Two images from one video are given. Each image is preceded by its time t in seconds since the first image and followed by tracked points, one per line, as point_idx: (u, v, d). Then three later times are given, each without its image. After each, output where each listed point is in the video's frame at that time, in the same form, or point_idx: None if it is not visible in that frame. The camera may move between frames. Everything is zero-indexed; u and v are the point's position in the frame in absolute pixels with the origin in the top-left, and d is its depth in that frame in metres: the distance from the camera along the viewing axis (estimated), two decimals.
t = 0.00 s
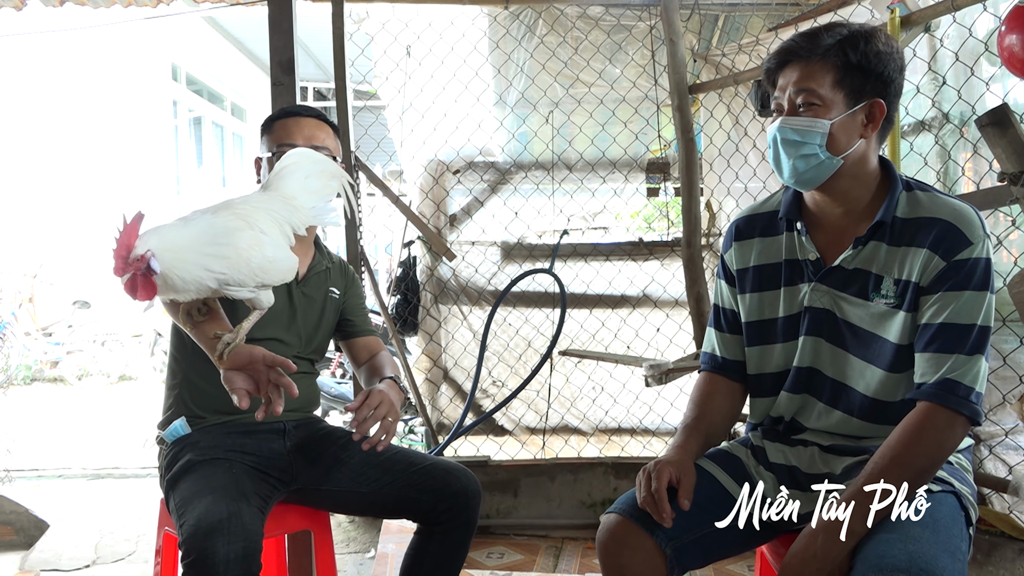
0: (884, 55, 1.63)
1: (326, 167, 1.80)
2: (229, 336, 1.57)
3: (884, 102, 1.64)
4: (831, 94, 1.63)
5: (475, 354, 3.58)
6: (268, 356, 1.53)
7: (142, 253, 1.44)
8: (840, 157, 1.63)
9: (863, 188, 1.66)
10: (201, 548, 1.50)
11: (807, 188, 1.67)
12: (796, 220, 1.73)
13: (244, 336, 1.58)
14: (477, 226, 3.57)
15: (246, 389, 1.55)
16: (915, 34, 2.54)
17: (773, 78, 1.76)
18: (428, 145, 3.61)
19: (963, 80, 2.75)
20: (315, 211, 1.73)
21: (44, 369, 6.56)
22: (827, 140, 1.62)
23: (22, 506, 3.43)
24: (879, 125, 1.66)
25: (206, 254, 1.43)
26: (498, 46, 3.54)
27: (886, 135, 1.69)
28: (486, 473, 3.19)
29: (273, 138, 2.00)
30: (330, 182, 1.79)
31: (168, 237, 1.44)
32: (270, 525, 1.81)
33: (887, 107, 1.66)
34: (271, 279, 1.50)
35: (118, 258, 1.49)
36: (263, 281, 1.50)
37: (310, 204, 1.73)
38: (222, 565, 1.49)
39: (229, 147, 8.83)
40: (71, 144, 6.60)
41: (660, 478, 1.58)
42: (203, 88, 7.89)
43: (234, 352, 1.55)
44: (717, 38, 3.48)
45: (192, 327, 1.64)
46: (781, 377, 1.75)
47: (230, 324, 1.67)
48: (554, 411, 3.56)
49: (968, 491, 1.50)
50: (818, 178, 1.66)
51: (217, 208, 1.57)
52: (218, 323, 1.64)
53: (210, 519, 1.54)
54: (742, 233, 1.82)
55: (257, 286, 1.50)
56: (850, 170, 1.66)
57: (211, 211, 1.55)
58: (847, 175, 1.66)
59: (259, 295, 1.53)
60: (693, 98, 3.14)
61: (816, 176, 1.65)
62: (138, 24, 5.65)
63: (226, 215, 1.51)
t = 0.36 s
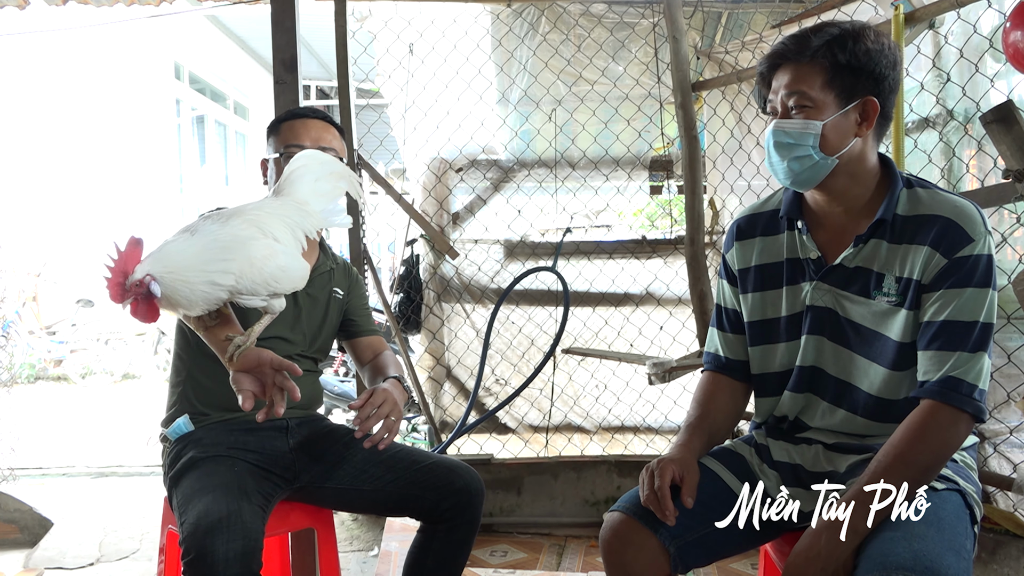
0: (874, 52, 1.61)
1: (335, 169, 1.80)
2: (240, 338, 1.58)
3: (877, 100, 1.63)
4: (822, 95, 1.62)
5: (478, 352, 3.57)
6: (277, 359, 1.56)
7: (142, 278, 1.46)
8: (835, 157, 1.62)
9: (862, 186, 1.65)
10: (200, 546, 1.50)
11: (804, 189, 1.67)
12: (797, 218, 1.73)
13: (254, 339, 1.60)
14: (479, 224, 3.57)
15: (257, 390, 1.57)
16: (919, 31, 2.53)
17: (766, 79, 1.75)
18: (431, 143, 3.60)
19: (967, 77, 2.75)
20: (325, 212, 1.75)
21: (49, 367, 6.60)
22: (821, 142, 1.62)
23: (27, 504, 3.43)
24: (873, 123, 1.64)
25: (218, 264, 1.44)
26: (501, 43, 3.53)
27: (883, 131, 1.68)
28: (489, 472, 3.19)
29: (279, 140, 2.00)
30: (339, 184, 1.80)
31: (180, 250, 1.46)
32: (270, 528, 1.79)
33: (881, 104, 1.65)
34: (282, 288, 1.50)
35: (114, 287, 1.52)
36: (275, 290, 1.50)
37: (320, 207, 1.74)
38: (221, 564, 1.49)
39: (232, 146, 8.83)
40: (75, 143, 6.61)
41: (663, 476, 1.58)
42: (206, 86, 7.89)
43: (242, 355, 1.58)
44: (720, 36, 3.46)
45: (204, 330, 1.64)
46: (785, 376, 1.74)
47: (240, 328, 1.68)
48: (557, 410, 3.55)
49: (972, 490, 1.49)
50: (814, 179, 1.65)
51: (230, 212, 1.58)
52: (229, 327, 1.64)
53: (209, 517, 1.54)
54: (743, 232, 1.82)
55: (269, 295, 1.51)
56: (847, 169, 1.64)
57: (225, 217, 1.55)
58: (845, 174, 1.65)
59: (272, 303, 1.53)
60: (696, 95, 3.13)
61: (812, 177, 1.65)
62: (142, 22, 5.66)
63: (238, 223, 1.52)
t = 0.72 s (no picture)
0: (868, 52, 1.61)
1: (336, 177, 1.80)
2: (249, 353, 1.58)
3: (875, 99, 1.63)
4: (820, 96, 1.62)
5: (478, 352, 3.57)
6: (277, 377, 1.59)
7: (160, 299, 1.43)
8: (835, 158, 1.62)
9: (861, 186, 1.65)
10: (194, 546, 1.50)
11: (804, 190, 1.67)
12: (796, 218, 1.73)
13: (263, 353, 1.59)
14: (479, 223, 3.56)
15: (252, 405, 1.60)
16: (919, 30, 2.53)
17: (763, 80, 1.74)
18: (431, 142, 3.60)
19: (967, 76, 2.75)
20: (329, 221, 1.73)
21: (49, 367, 6.61)
22: (820, 143, 1.61)
23: (28, 504, 3.43)
24: (872, 122, 1.65)
25: (232, 280, 1.42)
26: (501, 43, 3.53)
27: (880, 130, 1.68)
28: (488, 471, 3.20)
29: (281, 144, 2.00)
30: (339, 193, 1.79)
31: (194, 270, 1.43)
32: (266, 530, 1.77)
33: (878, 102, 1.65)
34: (294, 300, 1.49)
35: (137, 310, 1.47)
36: (287, 302, 1.49)
37: (324, 216, 1.73)
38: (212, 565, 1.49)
39: (232, 145, 8.83)
40: (75, 142, 6.61)
41: (662, 474, 1.58)
42: (205, 86, 7.89)
43: (248, 369, 1.59)
44: (720, 35, 3.47)
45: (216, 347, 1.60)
46: (785, 376, 1.74)
47: (250, 340, 1.65)
48: (557, 409, 3.55)
49: (972, 489, 1.49)
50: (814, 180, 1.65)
51: (237, 227, 1.54)
52: (240, 342, 1.61)
53: (204, 517, 1.54)
54: (742, 233, 1.82)
55: (282, 307, 1.49)
56: (846, 169, 1.64)
57: (232, 232, 1.52)
58: (843, 173, 1.64)
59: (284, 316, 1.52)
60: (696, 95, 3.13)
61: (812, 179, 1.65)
62: (142, 21, 5.66)
63: (248, 237, 1.49)
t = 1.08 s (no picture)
0: (865, 49, 1.60)
1: (339, 198, 1.81)
2: (253, 368, 1.60)
3: (871, 96, 1.62)
4: (816, 94, 1.61)
5: (476, 350, 3.57)
6: (275, 393, 1.59)
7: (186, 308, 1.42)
8: (831, 156, 1.62)
9: (858, 183, 1.65)
10: (189, 545, 1.50)
11: (801, 188, 1.66)
12: (793, 216, 1.73)
13: (268, 368, 1.60)
14: (477, 222, 3.56)
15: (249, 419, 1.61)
16: (917, 28, 2.53)
17: (760, 79, 1.73)
18: (429, 141, 3.59)
19: (965, 74, 2.75)
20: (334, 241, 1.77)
21: (47, 367, 6.50)
22: (816, 141, 1.61)
23: (26, 504, 3.43)
24: (868, 120, 1.64)
25: (242, 294, 1.44)
26: (498, 42, 3.54)
27: (878, 127, 1.67)
28: (487, 470, 3.20)
29: (279, 149, 1.96)
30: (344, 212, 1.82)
31: (208, 278, 1.44)
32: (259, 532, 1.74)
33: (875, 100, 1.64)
34: (299, 318, 1.53)
35: (165, 316, 1.41)
36: (291, 321, 1.53)
37: (329, 236, 1.76)
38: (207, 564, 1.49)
39: (230, 145, 8.82)
40: (71, 141, 6.60)
41: (658, 468, 1.59)
42: (203, 85, 7.88)
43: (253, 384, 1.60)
44: (718, 34, 3.47)
45: (223, 361, 1.63)
46: (783, 374, 1.75)
47: (256, 358, 1.68)
48: (555, 408, 3.56)
49: (970, 486, 1.50)
50: (811, 178, 1.64)
51: (246, 244, 1.57)
52: (247, 358, 1.65)
53: (198, 517, 1.54)
54: (741, 231, 1.82)
55: (286, 325, 1.53)
56: (842, 166, 1.64)
57: (242, 248, 1.55)
58: (840, 170, 1.64)
59: (287, 333, 1.56)
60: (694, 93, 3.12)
61: (809, 178, 1.64)
62: (139, 21, 5.65)
63: (258, 253, 1.52)
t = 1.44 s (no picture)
0: (830, 50, 1.57)
1: (348, 224, 1.78)
2: (252, 384, 1.57)
3: (841, 95, 1.59)
4: (785, 98, 1.60)
5: (475, 350, 3.57)
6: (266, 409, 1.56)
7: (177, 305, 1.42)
8: (804, 158, 1.60)
9: (833, 183, 1.63)
10: (184, 545, 1.51)
11: (777, 191, 1.66)
12: (776, 217, 1.73)
13: (266, 386, 1.59)
14: (476, 222, 3.57)
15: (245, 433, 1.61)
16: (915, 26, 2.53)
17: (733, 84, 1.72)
18: (428, 140, 3.58)
19: (963, 73, 2.75)
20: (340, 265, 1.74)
21: (46, 367, 6.55)
22: (788, 145, 1.60)
23: (26, 504, 3.43)
24: (840, 119, 1.61)
25: (239, 307, 1.43)
26: (497, 41, 3.53)
27: (852, 125, 1.64)
28: (486, 469, 3.20)
29: (275, 153, 1.94)
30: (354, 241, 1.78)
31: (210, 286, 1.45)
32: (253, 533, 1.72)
33: (845, 100, 1.61)
34: (296, 338, 1.50)
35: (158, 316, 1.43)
36: (288, 340, 1.50)
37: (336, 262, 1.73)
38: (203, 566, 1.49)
39: (229, 144, 8.81)
40: (70, 141, 6.59)
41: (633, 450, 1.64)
42: (202, 85, 7.88)
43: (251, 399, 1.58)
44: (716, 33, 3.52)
45: (222, 374, 1.61)
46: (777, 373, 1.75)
47: (257, 373, 1.66)
48: (555, 407, 3.56)
49: (965, 483, 1.49)
50: (785, 181, 1.64)
51: (252, 262, 1.57)
52: (247, 373, 1.63)
53: (195, 515, 1.54)
54: (729, 233, 1.83)
55: (282, 343, 1.51)
56: (816, 168, 1.62)
57: (248, 266, 1.55)
58: (815, 170, 1.63)
59: (284, 351, 1.54)
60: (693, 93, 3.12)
61: (783, 181, 1.63)
62: (139, 21, 5.65)
63: (261, 270, 1.51)
